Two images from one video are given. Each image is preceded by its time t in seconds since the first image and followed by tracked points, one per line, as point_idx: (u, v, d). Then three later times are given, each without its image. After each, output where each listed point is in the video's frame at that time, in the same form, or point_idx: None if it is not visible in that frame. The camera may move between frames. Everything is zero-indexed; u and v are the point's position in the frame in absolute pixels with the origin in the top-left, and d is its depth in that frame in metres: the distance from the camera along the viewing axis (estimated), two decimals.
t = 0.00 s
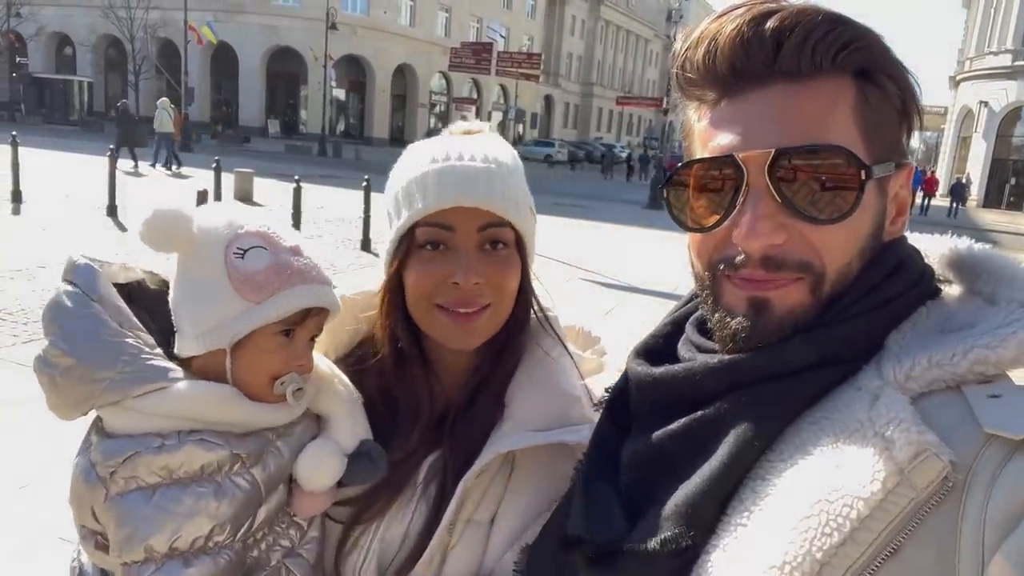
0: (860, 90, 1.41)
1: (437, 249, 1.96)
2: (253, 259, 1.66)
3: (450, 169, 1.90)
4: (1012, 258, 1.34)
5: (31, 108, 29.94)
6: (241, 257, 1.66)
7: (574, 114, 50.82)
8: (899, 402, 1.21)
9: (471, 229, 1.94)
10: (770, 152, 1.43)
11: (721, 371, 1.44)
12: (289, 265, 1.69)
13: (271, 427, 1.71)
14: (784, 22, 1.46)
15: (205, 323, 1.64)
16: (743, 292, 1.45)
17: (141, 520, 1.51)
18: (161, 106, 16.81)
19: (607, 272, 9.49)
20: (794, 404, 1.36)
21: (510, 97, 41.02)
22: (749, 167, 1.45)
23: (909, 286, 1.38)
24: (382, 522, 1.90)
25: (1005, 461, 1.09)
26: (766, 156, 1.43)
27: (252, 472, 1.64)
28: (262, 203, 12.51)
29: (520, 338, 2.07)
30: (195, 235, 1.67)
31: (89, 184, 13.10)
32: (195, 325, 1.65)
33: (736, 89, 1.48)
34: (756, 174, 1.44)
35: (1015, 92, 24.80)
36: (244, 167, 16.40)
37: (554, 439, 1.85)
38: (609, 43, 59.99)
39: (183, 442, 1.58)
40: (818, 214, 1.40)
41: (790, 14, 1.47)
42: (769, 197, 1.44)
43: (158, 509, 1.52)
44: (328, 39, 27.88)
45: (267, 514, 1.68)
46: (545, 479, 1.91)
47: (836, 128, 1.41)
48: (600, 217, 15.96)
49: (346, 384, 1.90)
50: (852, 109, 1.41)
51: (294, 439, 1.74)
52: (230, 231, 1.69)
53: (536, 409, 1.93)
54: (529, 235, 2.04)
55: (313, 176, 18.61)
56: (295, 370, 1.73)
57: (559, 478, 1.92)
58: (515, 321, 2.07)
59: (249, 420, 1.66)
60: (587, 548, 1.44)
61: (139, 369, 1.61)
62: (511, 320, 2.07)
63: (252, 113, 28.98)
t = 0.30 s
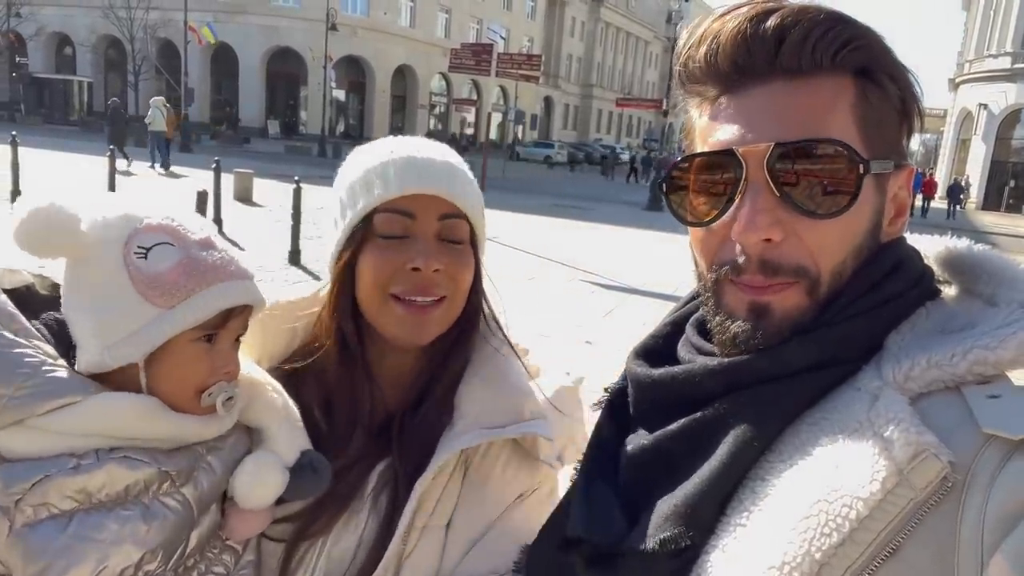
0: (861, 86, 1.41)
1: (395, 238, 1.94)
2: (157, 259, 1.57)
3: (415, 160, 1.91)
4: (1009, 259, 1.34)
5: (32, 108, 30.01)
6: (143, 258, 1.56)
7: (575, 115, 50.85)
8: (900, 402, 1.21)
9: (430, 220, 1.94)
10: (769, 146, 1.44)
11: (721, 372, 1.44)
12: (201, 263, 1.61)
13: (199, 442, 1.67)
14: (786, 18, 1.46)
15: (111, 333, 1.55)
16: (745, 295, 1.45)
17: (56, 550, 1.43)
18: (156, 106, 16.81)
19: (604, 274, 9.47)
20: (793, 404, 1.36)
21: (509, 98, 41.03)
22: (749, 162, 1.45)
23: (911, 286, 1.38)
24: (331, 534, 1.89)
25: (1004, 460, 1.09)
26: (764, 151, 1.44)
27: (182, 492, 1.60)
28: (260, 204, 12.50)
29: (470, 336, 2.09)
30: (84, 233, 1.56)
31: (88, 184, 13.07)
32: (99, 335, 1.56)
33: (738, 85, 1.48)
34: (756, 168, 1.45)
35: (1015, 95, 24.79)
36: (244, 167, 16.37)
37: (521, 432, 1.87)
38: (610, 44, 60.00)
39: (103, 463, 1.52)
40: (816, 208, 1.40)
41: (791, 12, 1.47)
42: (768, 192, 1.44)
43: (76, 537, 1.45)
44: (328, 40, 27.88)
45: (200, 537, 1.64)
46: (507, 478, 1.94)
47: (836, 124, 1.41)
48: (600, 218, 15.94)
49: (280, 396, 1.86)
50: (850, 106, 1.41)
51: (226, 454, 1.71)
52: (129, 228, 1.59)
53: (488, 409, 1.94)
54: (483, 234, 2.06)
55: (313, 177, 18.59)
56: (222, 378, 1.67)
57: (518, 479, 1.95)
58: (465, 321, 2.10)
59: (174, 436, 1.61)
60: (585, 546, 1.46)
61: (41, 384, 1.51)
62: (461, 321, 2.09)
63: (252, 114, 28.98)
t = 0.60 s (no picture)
0: (862, 88, 1.42)
1: (349, 243, 1.94)
2: (110, 247, 1.49)
3: (363, 166, 1.91)
4: (1010, 262, 1.34)
5: (31, 108, 29.93)
6: (94, 247, 1.47)
7: (574, 118, 50.92)
8: (900, 404, 1.21)
9: (382, 224, 1.94)
10: (769, 147, 1.44)
11: (722, 373, 1.44)
12: (157, 248, 1.54)
13: (176, 444, 1.60)
14: (786, 21, 1.47)
15: (74, 329, 1.46)
16: (745, 295, 1.45)
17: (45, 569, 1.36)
18: (150, 107, 16.79)
19: (598, 275, 9.51)
20: (793, 406, 1.35)
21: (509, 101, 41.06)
22: (749, 162, 1.45)
23: (912, 288, 1.38)
24: (312, 541, 1.90)
25: (1006, 463, 1.09)
26: (766, 151, 1.44)
27: (168, 498, 1.54)
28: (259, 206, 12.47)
29: (432, 338, 2.09)
30: (27, 229, 1.45)
31: (86, 186, 13.02)
32: (59, 333, 1.46)
33: (738, 86, 1.48)
34: (757, 169, 1.45)
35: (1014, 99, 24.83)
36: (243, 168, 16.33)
37: (496, 427, 1.88)
38: (609, 46, 60.07)
39: (85, 471, 1.43)
40: (816, 209, 1.40)
41: (792, 14, 1.48)
42: (769, 193, 1.44)
43: (66, 554, 1.38)
44: (328, 42, 27.89)
45: (184, 545, 1.59)
46: (481, 480, 1.93)
47: (837, 125, 1.41)
48: (599, 221, 15.94)
49: (248, 395, 1.80)
50: (850, 107, 1.42)
51: (202, 456, 1.66)
52: (73, 218, 1.49)
53: (465, 408, 1.95)
54: (435, 237, 2.06)
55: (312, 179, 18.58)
56: (193, 369, 1.60)
57: (491, 484, 1.93)
58: (423, 324, 2.09)
59: (153, 437, 1.54)
60: (585, 549, 1.46)
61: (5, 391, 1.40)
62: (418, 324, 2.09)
63: (252, 115, 28.97)
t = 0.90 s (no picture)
0: (861, 82, 1.42)
1: (342, 237, 1.93)
2: (145, 254, 1.42)
3: (353, 157, 1.91)
4: (1010, 255, 1.34)
5: (30, 111, 29.82)
6: (129, 254, 1.40)
7: (573, 123, 50.96)
8: (904, 399, 1.20)
9: (374, 216, 1.93)
10: (771, 144, 1.44)
11: (724, 369, 1.44)
12: (192, 255, 1.47)
13: (205, 450, 1.54)
14: (786, 16, 1.47)
15: (107, 338, 1.39)
16: (747, 290, 1.45)
17: None
18: (143, 110, 16.80)
19: (597, 280, 9.50)
20: (795, 401, 1.35)
21: (508, 105, 41.10)
22: (750, 159, 1.45)
23: (915, 282, 1.38)
24: (327, 541, 1.87)
25: (1010, 457, 1.09)
26: (767, 148, 1.44)
27: (201, 504, 1.47)
28: (258, 209, 12.42)
29: (430, 323, 2.06)
30: (56, 235, 1.36)
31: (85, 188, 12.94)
32: (90, 342, 1.39)
33: (737, 83, 1.48)
34: (757, 165, 1.44)
35: (1012, 106, 24.91)
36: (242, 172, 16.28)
37: (499, 423, 1.89)
38: (608, 52, 60.20)
39: (124, 483, 1.36)
40: (818, 205, 1.40)
41: (790, 10, 1.47)
42: (770, 190, 1.44)
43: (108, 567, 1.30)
44: (327, 46, 27.92)
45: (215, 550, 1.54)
46: (489, 470, 1.94)
47: (837, 121, 1.41)
48: (599, 226, 15.91)
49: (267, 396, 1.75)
50: (850, 102, 1.41)
51: (229, 459, 1.59)
52: (106, 221, 1.41)
53: (467, 401, 1.96)
54: (427, 226, 2.06)
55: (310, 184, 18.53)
56: (223, 379, 1.54)
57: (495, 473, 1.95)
58: (422, 316, 2.07)
59: (185, 444, 1.47)
60: (587, 548, 1.46)
61: (39, 399, 1.31)
62: (416, 315, 2.07)
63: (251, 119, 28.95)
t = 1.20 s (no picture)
0: (861, 74, 1.42)
1: (378, 230, 1.94)
2: (181, 260, 1.44)
3: (389, 151, 1.92)
4: (1009, 245, 1.35)
5: (31, 115, 29.81)
6: (166, 261, 1.42)
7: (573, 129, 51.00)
8: (904, 389, 1.21)
9: (408, 211, 1.95)
10: (772, 136, 1.44)
11: (724, 362, 1.44)
12: (226, 258, 1.48)
13: (255, 437, 1.58)
14: (783, 10, 1.47)
15: (152, 344, 1.43)
16: (747, 283, 1.46)
17: None
18: (138, 111, 16.80)
19: (598, 285, 9.50)
20: (793, 392, 1.35)
21: (508, 111, 41.15)
22: (749, 151, 1.46)
23: (914, 274, 1.39)
24: (376, 519, 1.88)
25: (1009, 446, 1.09)
26: (766, 141, 1.44)
27: (254, 491, 1.50)
28: (258, 213, 12.41)
29: (466, 313, 2.06)
30: (94, 245, 1.39)
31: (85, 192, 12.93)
32: (136, 348, 1.43)
33: (735, 76, 1.48)
34: (756, 158, 1.45)
35: (1011, 114, 24.93)
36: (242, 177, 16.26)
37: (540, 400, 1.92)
38: (608, 58, 60.31)
39: (180, 477, 1.40)
40: (817, 196, 1.41)
41: (787, 3, 1.48)
42: (769, 181, 1.45)
43: (170, 559, 1.36)
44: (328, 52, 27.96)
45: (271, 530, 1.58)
46: (529, 444, 1.98)
47: (836, 113, 1.42)
48: (599, 232, 15.92)
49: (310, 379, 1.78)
50: (847, 95, 1.42)
51: (279, 444, 1.62)
52: (141, 229, 1.42)
53: (508, 379, 1.98)
54: (461, 219, 2.07)
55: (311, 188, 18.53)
56: (266, 373, 1.57)
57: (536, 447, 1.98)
58: (457, 305, 2.07)
59: (234, 437, 1.51)
60: (585, 539, 1.46)
61: (97, 403, 1.34)
62: (451, 304, 2.07)
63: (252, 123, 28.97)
